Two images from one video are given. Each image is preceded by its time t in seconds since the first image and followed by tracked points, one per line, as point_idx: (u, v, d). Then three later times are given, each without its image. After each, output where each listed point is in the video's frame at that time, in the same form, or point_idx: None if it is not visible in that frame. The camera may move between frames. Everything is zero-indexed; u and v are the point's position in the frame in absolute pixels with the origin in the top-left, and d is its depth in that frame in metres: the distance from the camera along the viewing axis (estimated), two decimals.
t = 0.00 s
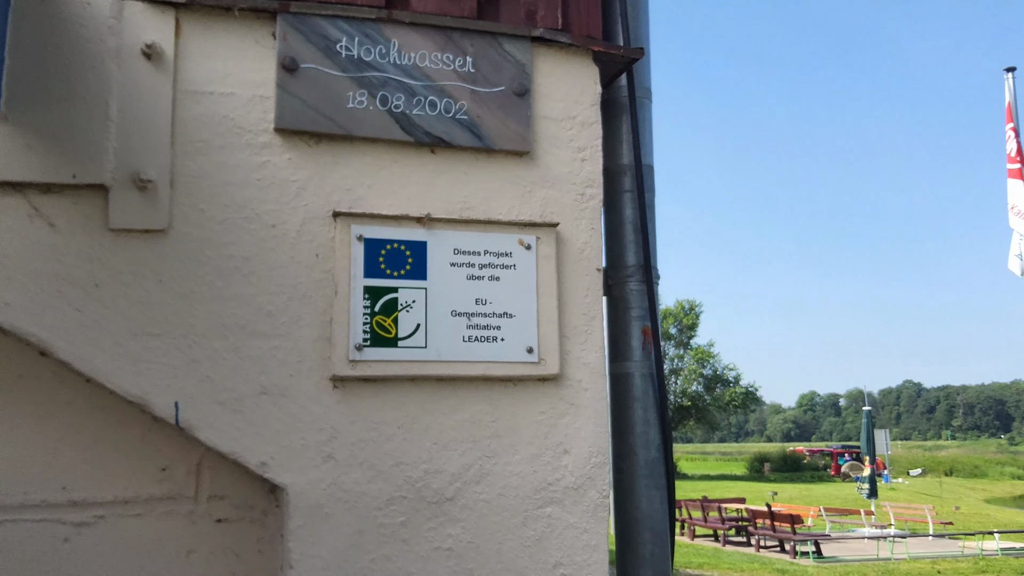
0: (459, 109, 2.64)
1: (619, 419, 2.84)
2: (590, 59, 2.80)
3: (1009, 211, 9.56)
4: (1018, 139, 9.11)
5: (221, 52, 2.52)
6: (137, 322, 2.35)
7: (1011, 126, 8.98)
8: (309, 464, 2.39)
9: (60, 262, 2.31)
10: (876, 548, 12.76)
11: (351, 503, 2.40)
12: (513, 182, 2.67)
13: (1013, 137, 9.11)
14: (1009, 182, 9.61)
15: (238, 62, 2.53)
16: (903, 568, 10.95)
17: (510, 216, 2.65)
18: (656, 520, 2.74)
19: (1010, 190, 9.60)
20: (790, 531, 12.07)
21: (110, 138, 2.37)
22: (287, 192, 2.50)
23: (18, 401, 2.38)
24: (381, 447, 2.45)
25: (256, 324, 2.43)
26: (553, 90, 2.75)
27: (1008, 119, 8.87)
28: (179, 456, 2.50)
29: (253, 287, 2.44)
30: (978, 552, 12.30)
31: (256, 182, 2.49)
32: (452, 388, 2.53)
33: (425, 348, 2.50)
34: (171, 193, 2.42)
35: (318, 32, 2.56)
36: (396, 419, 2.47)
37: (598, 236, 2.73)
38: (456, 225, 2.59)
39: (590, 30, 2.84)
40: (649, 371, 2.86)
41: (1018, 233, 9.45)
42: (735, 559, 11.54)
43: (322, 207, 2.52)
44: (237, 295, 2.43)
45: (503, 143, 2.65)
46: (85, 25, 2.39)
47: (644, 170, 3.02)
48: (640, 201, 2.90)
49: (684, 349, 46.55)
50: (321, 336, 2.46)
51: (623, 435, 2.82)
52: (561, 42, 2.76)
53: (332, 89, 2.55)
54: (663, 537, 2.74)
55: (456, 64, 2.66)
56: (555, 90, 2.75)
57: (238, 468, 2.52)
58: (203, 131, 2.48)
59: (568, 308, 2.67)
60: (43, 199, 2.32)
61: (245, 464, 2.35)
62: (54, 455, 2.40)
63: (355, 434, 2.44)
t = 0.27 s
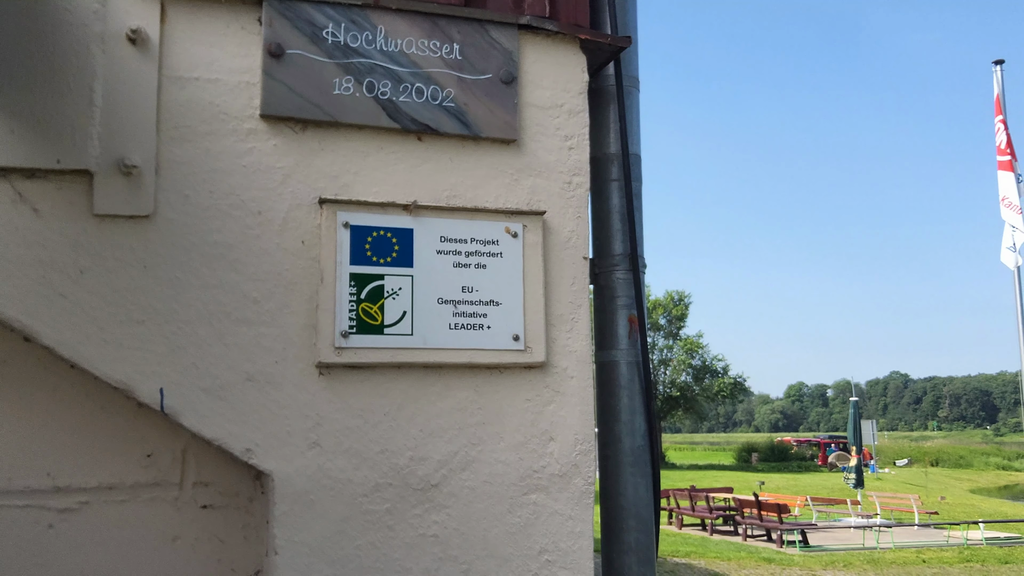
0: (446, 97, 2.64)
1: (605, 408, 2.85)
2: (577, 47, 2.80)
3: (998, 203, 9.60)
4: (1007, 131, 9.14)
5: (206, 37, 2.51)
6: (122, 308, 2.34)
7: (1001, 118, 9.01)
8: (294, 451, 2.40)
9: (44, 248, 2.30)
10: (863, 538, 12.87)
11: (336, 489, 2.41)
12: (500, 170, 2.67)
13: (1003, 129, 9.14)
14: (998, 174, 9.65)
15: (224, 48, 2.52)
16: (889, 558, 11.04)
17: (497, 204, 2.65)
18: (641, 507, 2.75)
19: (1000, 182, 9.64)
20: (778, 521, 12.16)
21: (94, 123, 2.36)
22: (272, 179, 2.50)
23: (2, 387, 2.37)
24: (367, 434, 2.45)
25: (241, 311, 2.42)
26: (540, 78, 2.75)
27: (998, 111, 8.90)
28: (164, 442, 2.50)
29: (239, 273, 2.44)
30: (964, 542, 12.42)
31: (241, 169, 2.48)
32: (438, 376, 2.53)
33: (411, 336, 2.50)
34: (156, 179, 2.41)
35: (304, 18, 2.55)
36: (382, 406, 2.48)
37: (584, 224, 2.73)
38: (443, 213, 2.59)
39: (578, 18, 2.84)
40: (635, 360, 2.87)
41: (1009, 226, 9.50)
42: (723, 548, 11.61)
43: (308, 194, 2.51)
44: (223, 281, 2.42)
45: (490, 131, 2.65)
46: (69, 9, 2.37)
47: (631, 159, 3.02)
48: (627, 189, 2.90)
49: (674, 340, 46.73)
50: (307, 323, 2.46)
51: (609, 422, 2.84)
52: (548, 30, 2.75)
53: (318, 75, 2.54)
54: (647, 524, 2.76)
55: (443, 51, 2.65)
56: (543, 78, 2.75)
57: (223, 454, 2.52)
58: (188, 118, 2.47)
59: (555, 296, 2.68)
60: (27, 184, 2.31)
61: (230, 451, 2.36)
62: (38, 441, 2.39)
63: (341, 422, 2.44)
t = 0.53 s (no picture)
0: (434, 86, 2.63)
1: (592, 397, 2.86)
2: (566, 37, 2.80)
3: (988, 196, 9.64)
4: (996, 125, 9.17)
5: (193, 25, 2.50)
6: (108, 297, 2.33)
7: (991, 111, 9.04)
8: (281, 439, 2.40)
9: (29, 235, 2.29)
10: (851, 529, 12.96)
11: (323, 478, 2.41)
12: (488, 160, 2.67)
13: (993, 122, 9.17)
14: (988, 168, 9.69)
15: (211, 36, 2.51)
16: (876, 549, 11.12)
17: (485, 194, 2.65)
18: (628, 497, 2.77)
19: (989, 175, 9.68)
20: (766, 512, 12.22)
21: (80, 110, 2.35)
22: (260, 167, 2.49)
23: None
24: (354, 423, 2.45)
25: (228, 300, 2.42)
26: (529, 68, 2.75)
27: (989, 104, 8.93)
28: (151, 431, 2.50)
29: (226, 262, 2.43)
30: (950, 533, 12.52)
31: (228, 157, 2.47)
32: (425, 366, 2.54)
33: (399, 325, 2.50)
34: (143, 166, 2.40)
35: (292, 6, 2.54)
36: (369, 395, 2.48)
37: (572, 214, 2.74)
38: (431, 202, 2.59)
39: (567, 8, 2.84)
40: (622, 350, 2.88)
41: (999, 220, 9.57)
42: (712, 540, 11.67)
43: (295, 182, 2.51)
44: (209, 270, 2.42)
45: (478, 121, 2.65)
46: None
47: (619, 150, 3.02)
48: (615, 180, 2.91)
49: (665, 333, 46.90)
50: (294, 312, 2.46)
51: (596, 412, 2.85)
52: (537, 19, 2.75)
53: (305, 64, 2.53)
54: (634, 513, 2.77)
55: (432, 40, 2.65)
56: (531, 68, 2.75)
57: (210, 443, 2.52)
58: (175, 105, 2.45)
59: (542, 286, 2.68)
60: (12, 171, 2.29)
61: (217, 440, 2.35)
62: (23, 429, 2.38)
63: (328, 411, 2.44)
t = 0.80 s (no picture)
0: (420, 76, 2.62)
1: (578, 389, 2.86)
2: (553, 28, 2.79)
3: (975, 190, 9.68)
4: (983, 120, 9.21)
5: (177, 13, 2.48)
6: (91, 286, 2.31)
7: (978, 106, 9.08)
8: (265, 430, 2.39)
9: (11, 224, 2.27)
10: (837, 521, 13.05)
11: (307, 469, 2.40)
12: (474, 150, 2.66)
13: (981, 116, 9.20)
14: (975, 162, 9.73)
15: (195, 24, 2.49)
16: (862, 541, 11.20)
17: (471, 184, 2.64)
18: (613, 488, 2.77)
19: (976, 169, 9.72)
20: (753, 505, 12.29)
21: (63, 98, 2.32)
22: (244, 157, 2.48)
23: None
24: (338, 414, 2.45)
25: (212, 290, 2.41)
26: (515, 59, 2.74)
27: (976, 99, 8.97)
28: (135, 421, 2.48)
29: (210, 252, 2.42)
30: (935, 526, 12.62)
31: (213, 147, 2.46)
32: (411, 357, 2.53)
33: (384, 316, 2.50)
34: (126, 155, 2.38)
35: None
36: (354, 386, 2.47)
37: (559, 206, 2.73)
38: (417, 193, 2.58)
39: None
40: (608, 342, 2.89)
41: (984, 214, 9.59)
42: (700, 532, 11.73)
43: (280, 172, 2.50)
44: (193, 260, 2.40)
45: (464, 111, 2.64)
46: None
47: (606, 142, 3.02)
48: (602, 172, 2.90)
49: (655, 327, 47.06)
50: (279, 303, 2.45)
51: (582, 404, 2.85)
52: (524, 10, 2.74)
53: (291, 53, 2.52)
54: (619, 504, 2.78)
55: (418, 29, 2.64)
56: (518, 59, 2.74)
57: (193, 434, 2.51)
58: (159, 94, 2.44)
59: (529, 277, 2.68)
60: None
61: (200, 430, 2.34)
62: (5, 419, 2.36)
63: (312, 401, 2.43)
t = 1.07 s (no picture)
0: (405, 65, 2.61)
1: (563, 380, 2.86)
2: (539, 17, 2.77)
3: (959, 185, 9.74)
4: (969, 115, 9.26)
5: None
6: (71, 275, 2.29)
7: (963, 101, 9.12)
8: (247, 420, 2.37)
9: None
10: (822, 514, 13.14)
11: (290, 459, 2.39)
12: (459, 140, 2.65)
13: (965, 111, 9.25)
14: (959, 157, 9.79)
15: (178, 11, 2.46)
16: (847, 534, 11.28)
17: (456, 174, 2.63)
18: (597, 479, 2.78)
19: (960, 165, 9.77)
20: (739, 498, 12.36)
21: (43, 85, 2.29)
22: (227, 145, 2.46)
23: None
24: (321, 404, 2.43)
25: (194, 279, 2.38)
26: (501, 48, 2.73)
27: (961, 94, 9.01)
28: (116, 411, 2.46)
29: (192, 241, 2.40)
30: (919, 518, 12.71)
31: (195, 135, 2.44)
32: (395, 347, 2.52)
33: (368, 306, 2.48)
34: (107, 143, 2.35)
35: None
36: (337, 376, 2.46)
37: (544, 196, 2.72)
38: (401, 182, 2.56)
39: None
40: (593, 333, 2.89)
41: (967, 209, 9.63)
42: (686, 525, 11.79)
43: (263, 160, 2.48)
44: (175, 249, 2.38)
45: (449, 100, 2.62)
46: None
47: (592, 132, 3.01)
48: (588, 163, 2.90)
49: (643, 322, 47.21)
50: (261, 292, 2.43)
51: (567, 395, 2.85)
52: None
53: (274, 40, 2.50)
54: (603, 495, 2.78)
55: (402, 18, 2.63)
56: (503, 48, 2.73)
57: (175, 424, 2.49)
58: (140, 81, 2.41)
59: (514, 268, 2.67)
60: None
61: (182, 420, 2.33)
62: None
63: (295, 391, 2.42)
